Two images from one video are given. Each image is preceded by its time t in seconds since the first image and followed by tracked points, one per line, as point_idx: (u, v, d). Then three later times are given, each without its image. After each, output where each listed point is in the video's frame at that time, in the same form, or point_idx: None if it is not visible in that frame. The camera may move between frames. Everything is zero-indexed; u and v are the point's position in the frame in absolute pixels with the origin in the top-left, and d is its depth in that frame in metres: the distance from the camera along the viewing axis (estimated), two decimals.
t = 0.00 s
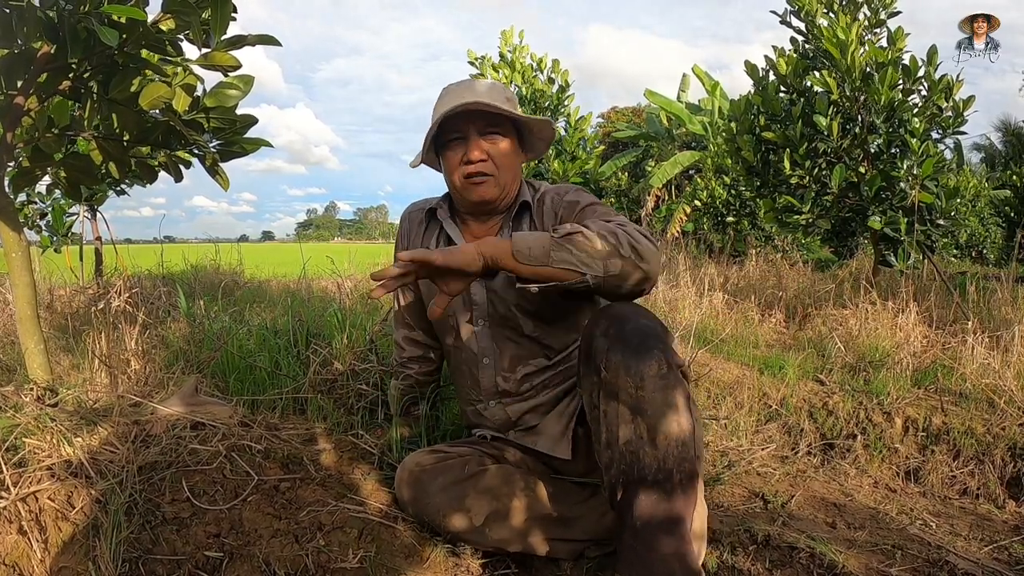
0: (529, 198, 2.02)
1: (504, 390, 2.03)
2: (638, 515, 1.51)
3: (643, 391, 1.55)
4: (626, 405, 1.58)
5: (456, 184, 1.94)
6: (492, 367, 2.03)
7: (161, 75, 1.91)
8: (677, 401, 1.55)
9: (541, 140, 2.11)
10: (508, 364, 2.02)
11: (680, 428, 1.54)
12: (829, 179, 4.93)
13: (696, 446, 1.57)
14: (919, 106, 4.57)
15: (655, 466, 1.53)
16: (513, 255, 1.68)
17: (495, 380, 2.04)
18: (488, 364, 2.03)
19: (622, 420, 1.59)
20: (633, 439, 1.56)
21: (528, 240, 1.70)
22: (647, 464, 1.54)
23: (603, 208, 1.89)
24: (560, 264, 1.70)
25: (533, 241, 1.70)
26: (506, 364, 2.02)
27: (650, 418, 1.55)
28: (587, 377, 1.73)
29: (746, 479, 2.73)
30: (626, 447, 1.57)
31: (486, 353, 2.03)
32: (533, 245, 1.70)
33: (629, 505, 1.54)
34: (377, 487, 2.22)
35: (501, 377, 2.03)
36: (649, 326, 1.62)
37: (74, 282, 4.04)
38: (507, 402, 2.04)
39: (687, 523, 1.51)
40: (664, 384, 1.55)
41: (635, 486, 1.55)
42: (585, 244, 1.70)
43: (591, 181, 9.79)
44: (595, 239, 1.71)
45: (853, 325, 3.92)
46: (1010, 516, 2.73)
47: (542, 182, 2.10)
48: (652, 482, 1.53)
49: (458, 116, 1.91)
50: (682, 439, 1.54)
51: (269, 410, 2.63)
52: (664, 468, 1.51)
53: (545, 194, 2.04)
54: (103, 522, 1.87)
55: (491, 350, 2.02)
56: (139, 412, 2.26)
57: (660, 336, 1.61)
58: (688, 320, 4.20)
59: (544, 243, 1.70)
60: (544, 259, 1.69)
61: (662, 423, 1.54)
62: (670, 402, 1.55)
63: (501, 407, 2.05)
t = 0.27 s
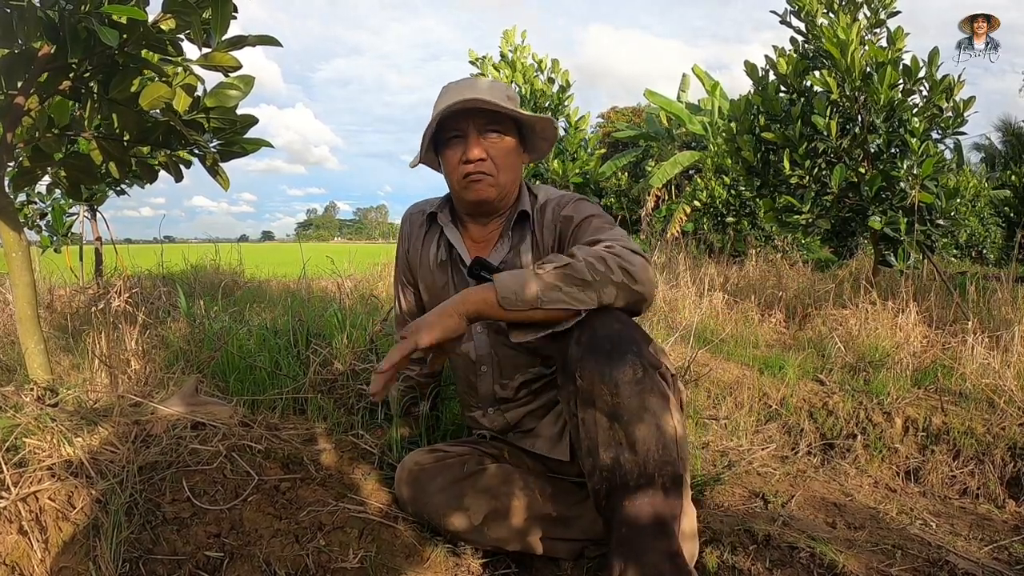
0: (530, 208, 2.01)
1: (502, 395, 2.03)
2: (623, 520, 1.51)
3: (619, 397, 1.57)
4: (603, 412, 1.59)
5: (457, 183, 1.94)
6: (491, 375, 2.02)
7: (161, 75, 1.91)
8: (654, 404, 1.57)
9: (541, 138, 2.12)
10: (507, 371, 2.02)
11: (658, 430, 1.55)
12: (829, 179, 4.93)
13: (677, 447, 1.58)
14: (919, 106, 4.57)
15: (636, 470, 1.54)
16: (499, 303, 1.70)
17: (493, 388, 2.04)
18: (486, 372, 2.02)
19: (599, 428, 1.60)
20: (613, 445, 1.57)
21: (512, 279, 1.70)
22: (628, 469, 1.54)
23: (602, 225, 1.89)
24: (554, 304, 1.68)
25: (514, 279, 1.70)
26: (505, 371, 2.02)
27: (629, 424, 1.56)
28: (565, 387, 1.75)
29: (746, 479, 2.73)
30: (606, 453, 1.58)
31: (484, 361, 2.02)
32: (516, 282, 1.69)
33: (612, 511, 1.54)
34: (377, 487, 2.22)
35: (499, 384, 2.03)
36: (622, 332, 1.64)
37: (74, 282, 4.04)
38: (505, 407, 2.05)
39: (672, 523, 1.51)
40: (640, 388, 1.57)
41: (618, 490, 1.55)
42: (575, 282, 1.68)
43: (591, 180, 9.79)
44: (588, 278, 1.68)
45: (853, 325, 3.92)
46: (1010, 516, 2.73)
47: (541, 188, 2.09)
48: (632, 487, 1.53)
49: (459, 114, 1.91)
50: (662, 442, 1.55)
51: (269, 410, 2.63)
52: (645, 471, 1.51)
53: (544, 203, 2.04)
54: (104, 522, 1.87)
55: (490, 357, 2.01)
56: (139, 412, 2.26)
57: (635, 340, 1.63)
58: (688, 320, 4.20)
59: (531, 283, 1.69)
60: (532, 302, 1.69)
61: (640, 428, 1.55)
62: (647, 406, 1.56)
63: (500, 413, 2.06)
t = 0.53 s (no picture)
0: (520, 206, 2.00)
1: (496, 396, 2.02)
2: (629, 520, 1.53)
3: (627, 397, 1.56)
4: (610, 413, 1.58)
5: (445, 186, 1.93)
6: (484, 375, 2.01)
7: (161, 75, 1.91)
8: (661, 405, 1.57)
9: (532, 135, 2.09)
10: (500, 371, 2.01)
11: (665, 430, 1.56)
12: (829, 179, 4.93)
13: (683, 447, 1.59)
14: (919, 106, 4.58)
15: (642, 471, 1.55)
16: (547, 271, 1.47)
17: (487, 388, 2.03)
18: (479, 372, 2.01)
19: (607, 428, 1.59)
20: (619, 446, 1.57)
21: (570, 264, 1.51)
22: (635, 470, 1.55)
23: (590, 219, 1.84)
24: (586, 295, 1.57)
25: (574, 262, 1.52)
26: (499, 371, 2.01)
27: (637, 426, 1.56)
28: (569, 385, 1.73)
29: (746, 479, 2.73)
30: (612, 454, 1.58)
31: (477, 361, 2.01)
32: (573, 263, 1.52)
33: (620, 511, 1.56)
34: (376, 487, 2.22)
35: (494, 384, 2.01)
36: (630, 331, 1.61)
37: (74, 282, 4.03)
38: (500, 407, 2.03)
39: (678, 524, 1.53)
40: (647, 389, 1.56)
41: (625, 492, 1.56)
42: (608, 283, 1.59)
43: (591, 181, 9.79)
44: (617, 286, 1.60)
45: (852, 325, 3.91)
46: (1010, 516, 2.73)
47: (533, 188, 2.08)
48: (639, 488, 1.54)
49: (446, 115, 1.89)
50: (668, 443, 1.55)
51: (269, 410, 2.63)
52: (652, 472, 1.52)
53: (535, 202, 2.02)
54: (104, 522, 1.87)
55: (483, 358, 2.01)
56: (139, 412, 2.26)
57: (642, 339, 1.61)
58: (688, 320, 4.19)
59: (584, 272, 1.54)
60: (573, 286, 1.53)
61: (647, 429, 1.55)
62: (654, 407, 1.56)
63: (496, 412, 2.05)
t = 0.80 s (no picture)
0: (520, 204, 1.97)
1: (495, 393, 2.03)
2: (627, 519, 1.53)
3: (624, 396, 1.55)
4: (607, 412, 1.57)
5: (451, 179, 1.92)
6: (483, 373, 2.02)
7: (161, 75, 1.91)
8: (658, 403, 1.56)
9: (533, 136, 2.13)
10: (499, 369, 2.02)
11: (664, 428, 1.55)
12: (829, 179, 4.93)
13: (680, 446, 1.58)
14: (919, 106, 4.58)
15: (640, 470, 1.54)
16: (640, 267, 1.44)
17: (485, 385, 2.03)
18: (478, 369, 2.03)
19: (604, 427, 1.59)
20: (616, 445, 1.57)
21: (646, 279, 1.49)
22: (632, 469, 1.55)
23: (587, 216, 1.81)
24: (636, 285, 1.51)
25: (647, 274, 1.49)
26: (498, 369, 2.02)
27: (634, 423, 1.55)
28: (565, 385, 1.72)
29: (746, 479, 2.73)
30: (610, 453, 1.58)
31: (476, 358, 2.02)
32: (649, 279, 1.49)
33: (617, 510, 1.56)
34: (376, 487, 2.22)
35: (493, 382, 2.02)
36: (627, 327, 1.59)
37: (74, 282, 4.03)
38: (498, 405, 2.04)
39: (676, 523, 1.53)
40: (644, 387, 1.56)
41: (623, 490, 1.56)
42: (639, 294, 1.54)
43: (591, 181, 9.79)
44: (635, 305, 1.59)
45: (852, 325, 3.91)
46: (1010, 516, 2.73)
47: (532, 189, 2.05)
48: (636, 487, 1.54)
49: (455, 110, 1.92)
50: (666, 442, 1.55)
51: (269, 410, 2.62)
52: (650, 471, 1.52)
53: (534, 201, 1.98)
54: (103, 522, 1.87)
55: (482, 355, 2.02)
56: (139, 412, 2.25)
57: (638, 335, 1.60)
58: (688, 320, 4.19)
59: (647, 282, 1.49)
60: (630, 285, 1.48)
61: (644, 427, 1.54)
62: (651, 405, 1.55)
63: (494, 411, 2.05)
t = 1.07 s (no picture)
0: (527, 203, 1.98)
1: (501, 392, 2.03)
2: (636, 515, 1.52)
3: (640, 392, 1.55)
4: (622, 406, 1.57)
5: (470, 181, 1.92)
6: (488, 372, 2.03)
7: (161, 75, 1.91)
8: (673, 401, 1.56)
9: (538, 140, 2.18)
10: (503, 368, 2.02)
11: (678, 426, 1.56)
12: (829, 179, 4.93)
13: (692, 444, 1.58)
14: (919, 106, 4.58)
15: (652, 465, 1.55)
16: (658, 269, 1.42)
17: (490, 385, 2.04)
18: (483, 369, 2.03)
19: (618, 422, 1.58)
20: (630, 440, 1.57)
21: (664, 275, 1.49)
22: (644, 464, 1.55)
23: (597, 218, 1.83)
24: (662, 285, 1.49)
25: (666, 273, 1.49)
26: (503, 368, 2.02)
27: (649, 420, 1.55)
28: (579, 379, 1.71)
29: (746, 479, 2.73)
30: (623, 447, 1.58)
31: (481, 358, 2.03)
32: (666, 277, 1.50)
33: (627, 505, 1.56)
34: (376, 487, 2.22)
35: (498, 381, 2.03)
36: (645, 327, 1.61)
37: (74, 282, 4.03)
38: (504, 404, 2.05)
39: (685, 520, 1.53)
40: (660, 384, 1.56)
41: (634, 486, 1.56)
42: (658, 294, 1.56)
43: (591, 181, 9.79)
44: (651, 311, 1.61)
45: (852, 325, 3.92)
46: (1010, 516, 2.73)
47: (538, 189, 2.05)
48: (649, 482, 1.54)
49: (475, 113, 1.93)
50: (678, 439, 1.55)
51: (269, 410, 2.62)
52: (662, 467, 1.52)
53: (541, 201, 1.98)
54: (103, 522, 1.87)
55: (488, 355, 2.02)
56: (138, 412, 2.26)
57: (654, 334, 1.61)
58: (688, 320, 4.20)
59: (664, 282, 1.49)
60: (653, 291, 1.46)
61: (659, 423, 1.55)
62: (667, 403, 1.55)
63: (500, 410, 2.06)
